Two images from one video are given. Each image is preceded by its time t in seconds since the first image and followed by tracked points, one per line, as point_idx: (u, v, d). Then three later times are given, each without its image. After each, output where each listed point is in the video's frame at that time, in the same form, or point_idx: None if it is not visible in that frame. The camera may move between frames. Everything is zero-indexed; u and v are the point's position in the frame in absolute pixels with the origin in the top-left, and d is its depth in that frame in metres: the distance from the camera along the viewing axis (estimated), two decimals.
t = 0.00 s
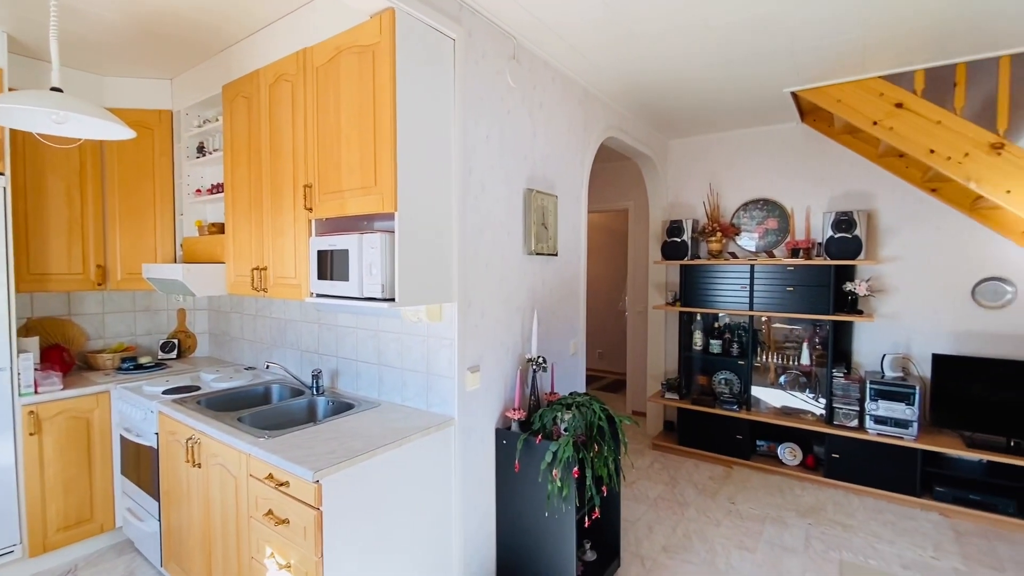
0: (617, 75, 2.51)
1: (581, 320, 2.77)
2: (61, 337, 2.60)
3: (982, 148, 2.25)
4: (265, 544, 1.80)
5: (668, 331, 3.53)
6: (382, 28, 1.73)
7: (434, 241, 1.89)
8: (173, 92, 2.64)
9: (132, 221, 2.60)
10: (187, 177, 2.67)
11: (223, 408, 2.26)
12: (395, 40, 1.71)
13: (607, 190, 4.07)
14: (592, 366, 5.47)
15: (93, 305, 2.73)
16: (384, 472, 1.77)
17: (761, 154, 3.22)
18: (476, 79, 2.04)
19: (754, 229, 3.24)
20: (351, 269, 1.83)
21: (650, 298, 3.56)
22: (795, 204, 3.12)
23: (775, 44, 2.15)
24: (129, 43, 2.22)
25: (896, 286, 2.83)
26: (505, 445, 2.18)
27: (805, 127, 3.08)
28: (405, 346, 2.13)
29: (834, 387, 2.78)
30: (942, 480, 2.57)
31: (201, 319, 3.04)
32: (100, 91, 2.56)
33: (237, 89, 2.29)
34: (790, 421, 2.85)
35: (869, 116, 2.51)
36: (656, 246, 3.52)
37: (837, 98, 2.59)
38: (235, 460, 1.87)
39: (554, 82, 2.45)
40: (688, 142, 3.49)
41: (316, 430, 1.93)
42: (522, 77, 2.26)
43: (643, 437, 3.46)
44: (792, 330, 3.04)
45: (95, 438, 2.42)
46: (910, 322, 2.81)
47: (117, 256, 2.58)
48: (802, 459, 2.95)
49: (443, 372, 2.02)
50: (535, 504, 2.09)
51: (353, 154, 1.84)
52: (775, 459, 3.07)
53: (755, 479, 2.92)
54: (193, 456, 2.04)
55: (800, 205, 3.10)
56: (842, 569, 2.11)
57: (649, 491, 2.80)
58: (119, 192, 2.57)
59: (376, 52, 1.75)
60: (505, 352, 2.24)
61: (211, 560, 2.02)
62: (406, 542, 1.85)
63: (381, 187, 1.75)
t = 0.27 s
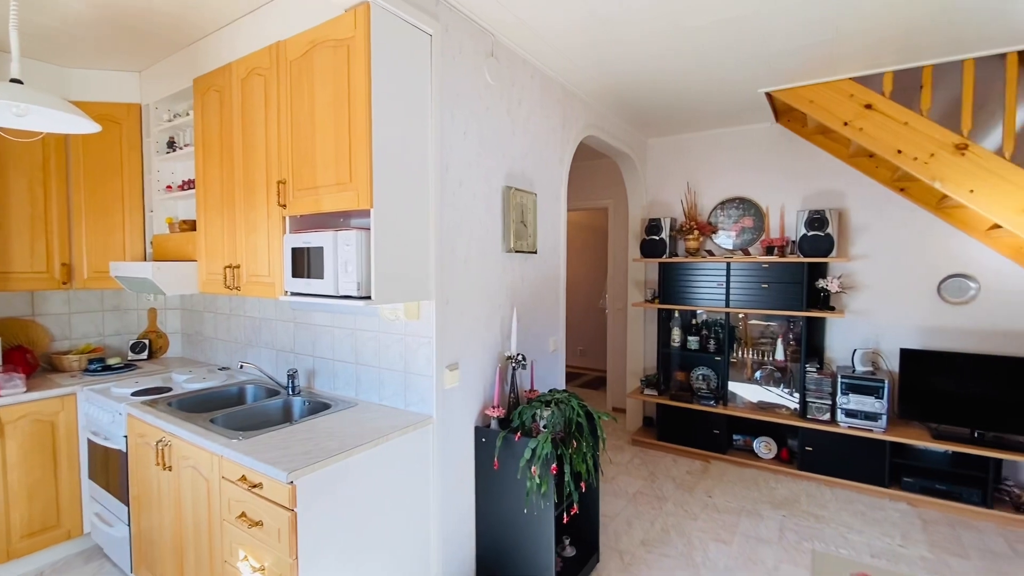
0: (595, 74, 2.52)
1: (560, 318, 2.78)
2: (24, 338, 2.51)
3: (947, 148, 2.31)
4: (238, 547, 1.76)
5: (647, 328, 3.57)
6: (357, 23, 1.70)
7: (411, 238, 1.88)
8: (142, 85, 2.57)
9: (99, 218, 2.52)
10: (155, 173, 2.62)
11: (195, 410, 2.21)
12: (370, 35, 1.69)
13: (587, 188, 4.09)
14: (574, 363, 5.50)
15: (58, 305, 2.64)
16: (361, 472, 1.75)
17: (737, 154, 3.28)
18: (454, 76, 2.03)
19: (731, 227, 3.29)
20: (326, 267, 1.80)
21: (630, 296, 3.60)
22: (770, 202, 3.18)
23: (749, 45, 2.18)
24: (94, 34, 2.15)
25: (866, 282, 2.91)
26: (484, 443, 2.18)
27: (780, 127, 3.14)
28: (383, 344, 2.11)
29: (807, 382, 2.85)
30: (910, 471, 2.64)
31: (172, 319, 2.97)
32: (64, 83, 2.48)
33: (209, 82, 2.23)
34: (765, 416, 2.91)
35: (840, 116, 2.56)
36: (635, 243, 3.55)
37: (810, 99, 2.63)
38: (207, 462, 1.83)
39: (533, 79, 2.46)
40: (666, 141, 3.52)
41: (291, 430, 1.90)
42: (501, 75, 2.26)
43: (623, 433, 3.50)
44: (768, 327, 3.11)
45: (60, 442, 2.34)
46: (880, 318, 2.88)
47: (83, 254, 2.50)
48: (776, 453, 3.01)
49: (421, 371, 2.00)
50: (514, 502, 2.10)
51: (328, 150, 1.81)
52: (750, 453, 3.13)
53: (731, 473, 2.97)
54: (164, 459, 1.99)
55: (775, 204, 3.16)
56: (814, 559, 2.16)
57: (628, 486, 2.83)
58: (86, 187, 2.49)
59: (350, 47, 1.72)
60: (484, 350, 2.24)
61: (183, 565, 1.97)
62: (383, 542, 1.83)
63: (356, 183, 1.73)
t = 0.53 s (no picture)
0: (575, 72, 2.53)
1: (540, 316, 2.79)
2: None
3: (913, 149, 2.38)
4: (210, 551, 1.73)
5: (627, 326, 3.60)
6: (331, 17, 1.67)
7: (388, 236, 1.85)
8: (109, 78, 2.49)
9: (64, 216, 2.44)
10: (124, 169, 2.55)
11: (166, 412, 2.16)
12: (345, 29, 1.66)
13: (567, 187, 4.10)
14: (556, 361, 5.52)
15: (21, 306, 2.54)
16: (337, 473, 1.73)
17: (714, 153, 3.32)
18: (431, 72, 2.01)
19: (708, 226, 3.34)
20: (301, 265, 1.77)
21: (609, 294, 3.63)
22: (746, 201, 3.23)
23: (725, 46, 2.22)
24: (56, 24, 2.07)
25: (838, 280, 2.98)
26: (464, 442, 2.17)
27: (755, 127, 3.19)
28: (360, 344, 2.09)
29: (782, 377, 2.91)
30: (879, 462, 2.71)
31: (143, 319, 2.89)
32: (26, 76, 2.39)
33: (179, 76, 2.17)
34: (742, 411, 2.96)
35: (812, 117, 2.62)
36: (614, 242, 3.58)
37: (784, 99, 2.67)
38: (178, 465, 1.79)
39: (512, 77, 2.45)
40: (645, 141, 3.56)
41: (265, 432, 1.86)
42: (479, 72, 2.25)
43: (603, 430, 3.53)
44: (745, 323, 3.16)
45: (24, 447, 2.26)
46: (851, 314, 2.96)
47: (47, 252, 2.41)
48: (752, 447, 3.07)
49: (399, 370, 1.99)
50: (494, 500, 2.10)
51: (302, 146, 1.78)
52: (727, 448, 3.18)
53: (709, 467, 3.02)
54: (133, 463, 1.93)
55: (751, 203, 3.22)
56: (788, 550, 2.21)
57: (608, 482, 2.85)
58: (50, 183, 2.41)
59: (324, 41, 1.70)
60: (463, 348, 2.22)
61: (154, 571, 1.92)
62: (360, 543, 1.81)
63: (331, 180, 1.70)
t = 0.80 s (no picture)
0: (553, 71, 2.54)
1: (520, 314, 2.79)
2: None
3: (881, 151, 2.42)
4: (182, 557, 1.69)
5: (607, 324, 3.63)
6: (305, 11, 1.64)
7: (365, 234, 1.83)
8: (74, 71, 2.41)
9: (25, 213, 2.35)
10: (89, 165, 2.46)
11: (135, 416, 2.10)
12: (319, 24, 1.63)
13: (547, 186, 4.12)
14: (537, 360, 5.54)
15: None
16: (313, 475, 1.70)
17: (691, 153, 3.37)
18: (408, 69, 1.99)
19: (686, 225, 3.39)
20: (275, 264, 1.74)
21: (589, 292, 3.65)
22: (722, 201, 3.29)
23: (701, 47, 2.25)
24: (17, 15, 2.00)
25: (810, 277, 3.06)
26: (443, 442, 2.16)
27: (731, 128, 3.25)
28: (337, 344, 2.06)
29: (756, 373, 2.97)
30: (850, 455, 2.79)
31: (111, 320, 2.81)
32: None
33: (147, 70, 2.11)
34: (718, 406, 3.01)
35: (785, 119, 2.65)
36: (594, 240, 3.60)
37: (758, 101, 2.71)
38: (147, 470, 1.74)
39: (491, 75, 2.45)
40: (624, 140, 3.59)
41: (239, 434, 1.83)
42: (457, 70, 2.24)
43: (584, 427, 3.55)
44: (722, 321, 3.22)
45: None
46: (823, 311, 3.03)
47: (8, 251, 2.32)
48: (729, 442, 3.13)
49: (376, 370, 1.97)
50: (473, 499, 2.09)
51: (276, 142, 1.74)
52: (705, 443, 3.23)
53: (687, 462, 3.06)
54: (100, 469, 1.87)
55: (727, 202, 3.27)
56: (763, 542, 2.26)
57: (588, 479, 2.87)
58: (10, 180, 2.32)
59: (298, 36, 1.66)
60: (442, 347, 2.21)
61: None
62: (337, 546, 1.79)
63: (305, 177, 1.67)
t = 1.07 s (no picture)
0: (532, 70, 2.54)
1: (500, 312, 2.79)
2: None
3: (851, 151, 2.47)
4: (151, 564, 1.64)
5: (587, 322, 3.65)
6: (277, 4, 1.60)
7: (341, 232, 1.80)
8: (35, 63, 2.32)
9: None
10: (52, 160, 2.37)
11: (102, 420, 2.03)
12: (292, 18, 1.59)
13: (528, 184, 4.12)
14: (518, 358, 5.55)
15: None
16: (288, 477, 1.67)
17: (669, 153, 3.41)
18: (385, 65, 1.97)
19: (664, 224, 3.42)
20: (247, 262, 1.70)
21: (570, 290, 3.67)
22: (699, 200, 3.33)
23: (677, 48, 2.27)
24: None
25: (784, 275, 3.12)
26: (422, 441, 2.14)
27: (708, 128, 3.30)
28: (313, 343, 2.03)
29: (733, 369, 3.03)
30: (823, 448, 2.86)
31: (77, 321, 2.72)
32: None
33: (113, 62, 2.04)
34: (696, 402, 3.05)
35: (759, 119, 2.69)
36: (574, 239, 3.62)
37: (733, 101, 2.75)
38: (114, 475, 1.69)
39: (470, 73, 2.44)
40: (603, 139, 3.61)
41: (210, 437, 1.79)
42: (435, 67, 2.22)
43: (564, 425, 3.57)
44: (700, 318, 3.26)
45: None
46: (796, 308, 3.10)
47: None
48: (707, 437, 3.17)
49: (353, 370, 1.94)
50: (453, 498, 2.08)
51: (248, 138, 1.70)
52: (683, 439, 3.28)
53: (665, 458, 3.10)
54: (64, 475, 1.81)
55: (704, 201, 3.32)
56: (739, 535, 2.30)
57: (568, 476, 2.89)
58: None
59: (271, 29, 1.63)
60: (421, 347, 2.19)
61: None
62: (313, 549, 1.76)
63: (278, 174, 1.63)
